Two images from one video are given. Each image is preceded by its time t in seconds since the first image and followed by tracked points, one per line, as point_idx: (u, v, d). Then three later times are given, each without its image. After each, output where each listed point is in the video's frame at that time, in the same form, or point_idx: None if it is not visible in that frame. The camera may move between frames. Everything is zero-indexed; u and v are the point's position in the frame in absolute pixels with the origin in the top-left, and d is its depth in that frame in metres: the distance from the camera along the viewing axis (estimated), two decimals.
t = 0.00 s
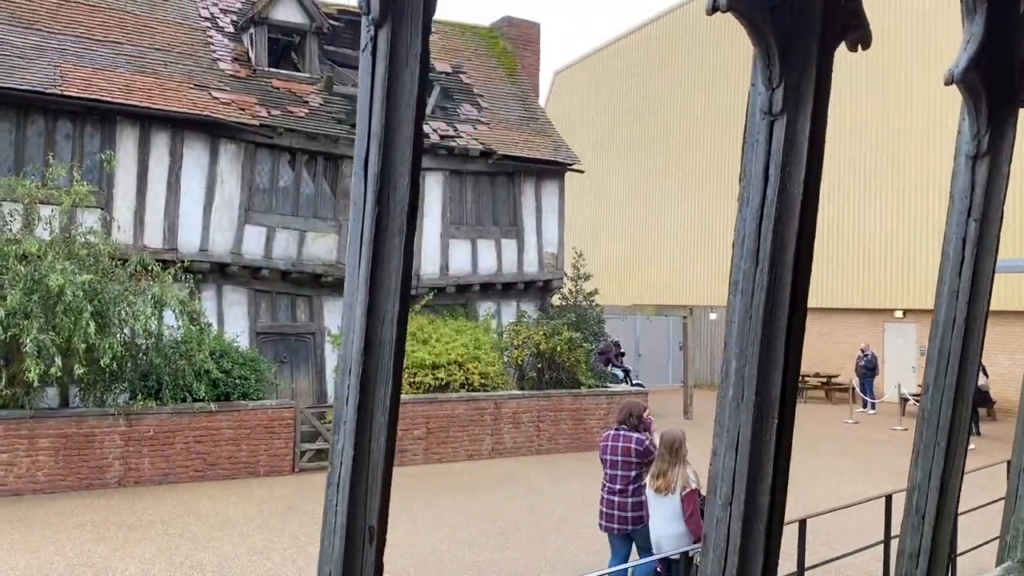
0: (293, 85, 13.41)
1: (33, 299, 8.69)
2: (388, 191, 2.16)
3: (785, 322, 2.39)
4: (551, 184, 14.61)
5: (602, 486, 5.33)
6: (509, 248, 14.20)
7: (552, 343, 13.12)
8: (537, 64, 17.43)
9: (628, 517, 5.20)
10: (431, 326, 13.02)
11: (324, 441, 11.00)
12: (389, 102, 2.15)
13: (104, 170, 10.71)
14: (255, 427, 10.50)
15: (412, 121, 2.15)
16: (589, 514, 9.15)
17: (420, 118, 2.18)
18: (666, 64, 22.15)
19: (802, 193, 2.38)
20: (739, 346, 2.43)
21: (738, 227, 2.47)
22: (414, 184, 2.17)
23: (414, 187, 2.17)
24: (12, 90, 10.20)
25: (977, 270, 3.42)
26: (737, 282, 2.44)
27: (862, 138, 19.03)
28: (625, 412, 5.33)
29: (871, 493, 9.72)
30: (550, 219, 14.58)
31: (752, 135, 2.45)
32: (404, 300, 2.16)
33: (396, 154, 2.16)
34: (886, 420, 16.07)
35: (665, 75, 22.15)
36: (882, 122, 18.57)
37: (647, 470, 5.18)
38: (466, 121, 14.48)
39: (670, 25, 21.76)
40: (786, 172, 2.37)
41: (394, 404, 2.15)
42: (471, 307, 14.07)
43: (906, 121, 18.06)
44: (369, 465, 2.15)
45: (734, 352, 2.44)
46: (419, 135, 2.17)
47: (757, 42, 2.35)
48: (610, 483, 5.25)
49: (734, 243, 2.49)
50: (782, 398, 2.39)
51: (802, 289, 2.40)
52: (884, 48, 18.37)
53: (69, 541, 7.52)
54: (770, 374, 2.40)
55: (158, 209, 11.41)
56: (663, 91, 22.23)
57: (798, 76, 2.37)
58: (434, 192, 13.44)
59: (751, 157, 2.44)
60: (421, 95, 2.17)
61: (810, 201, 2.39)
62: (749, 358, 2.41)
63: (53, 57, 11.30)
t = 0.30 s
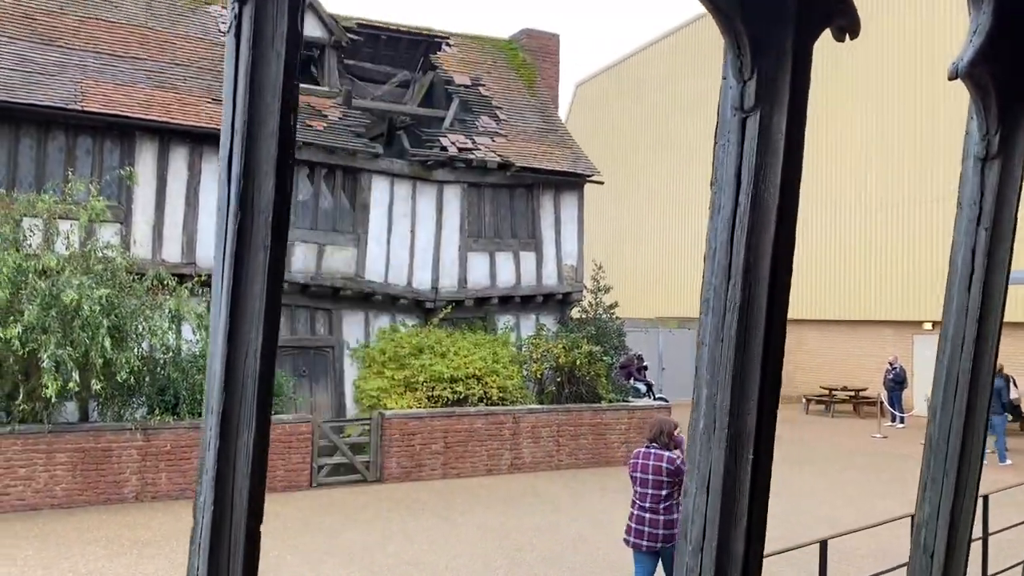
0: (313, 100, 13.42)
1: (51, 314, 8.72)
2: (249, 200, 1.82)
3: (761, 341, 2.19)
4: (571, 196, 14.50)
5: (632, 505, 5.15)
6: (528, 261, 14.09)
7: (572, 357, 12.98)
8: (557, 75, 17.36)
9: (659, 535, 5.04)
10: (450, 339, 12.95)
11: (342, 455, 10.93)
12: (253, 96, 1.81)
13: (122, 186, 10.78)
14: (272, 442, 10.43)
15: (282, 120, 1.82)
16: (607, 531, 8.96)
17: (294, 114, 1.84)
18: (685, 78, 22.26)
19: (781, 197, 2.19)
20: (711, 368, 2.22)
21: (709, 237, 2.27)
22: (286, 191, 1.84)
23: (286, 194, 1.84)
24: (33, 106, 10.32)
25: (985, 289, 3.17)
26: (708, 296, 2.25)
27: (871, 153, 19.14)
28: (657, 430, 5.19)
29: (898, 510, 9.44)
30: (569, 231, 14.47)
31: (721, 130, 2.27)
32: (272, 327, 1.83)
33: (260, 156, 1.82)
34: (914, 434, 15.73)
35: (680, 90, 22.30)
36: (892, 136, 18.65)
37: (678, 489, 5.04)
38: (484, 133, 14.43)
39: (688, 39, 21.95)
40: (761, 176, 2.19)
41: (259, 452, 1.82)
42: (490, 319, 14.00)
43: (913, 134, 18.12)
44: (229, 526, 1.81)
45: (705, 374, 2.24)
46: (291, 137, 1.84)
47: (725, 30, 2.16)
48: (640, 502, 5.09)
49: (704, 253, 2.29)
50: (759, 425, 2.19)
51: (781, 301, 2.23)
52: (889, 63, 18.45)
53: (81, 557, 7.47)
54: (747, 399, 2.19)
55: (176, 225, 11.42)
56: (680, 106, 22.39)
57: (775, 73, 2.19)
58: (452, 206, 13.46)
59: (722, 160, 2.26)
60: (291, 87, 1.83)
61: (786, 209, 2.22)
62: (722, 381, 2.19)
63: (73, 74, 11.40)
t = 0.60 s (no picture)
0: (345, 113, 13.50)
1: (86, 328, 8.78)
2: (141, 172, 1.57)
3: (780, 340, 2.04)
4: (603, 207, 14.40)
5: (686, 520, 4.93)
6: (560, 271, 13.95)
7: (605, 369, 12.81)
8: (589, 85, 17.29)
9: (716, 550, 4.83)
10: (482, 351, 12.88)
11: (374, 467, 10.87)
12: (142, 58, 1.58)
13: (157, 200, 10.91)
14: (305, 453, 10.41)
15: (183, 77, 1.58)
16: (641, 546, 8.76)
17: (197, 75, 1.62)
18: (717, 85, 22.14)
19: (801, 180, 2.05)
20: (725, 372, 2.10)
21: (723, 228, 2.16)
22: (187, 162, 1.60)
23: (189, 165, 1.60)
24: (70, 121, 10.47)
25: None
26: (721, 292, 2.13)
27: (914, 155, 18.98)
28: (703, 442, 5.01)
29: (945, 527, 9.12)
30: (602, 241, 14.34)
31: (735, 108, 2.15)
32: (165, 324, 1.56)
33: (153, 122, 1.58)
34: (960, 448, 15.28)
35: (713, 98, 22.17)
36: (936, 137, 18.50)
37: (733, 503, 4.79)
38: (516, 144, 14.37)
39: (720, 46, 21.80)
40: (778, 157, 2.06)
41: (153, 469, 1.55)
42: (522, 331, 13.88)
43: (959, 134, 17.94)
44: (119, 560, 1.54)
45: (717, 377, 2.13)
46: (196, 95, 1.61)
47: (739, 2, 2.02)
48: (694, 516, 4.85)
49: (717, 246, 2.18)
50: (779, 433, 2.04)
51: (806, 294, 2.07)
52: (935, 64, 18.28)
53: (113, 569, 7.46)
54: (765, 405, 2.05)
55: (210, 238, 11.52)
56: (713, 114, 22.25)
57: (793, 42, 2.04)
58: (483, 217, 13.38)
59: (734, 144, 2.14)
60: (188, 44, 1.59)
61: (809, 193, 2.07)
62: (736, 386, 2.07)
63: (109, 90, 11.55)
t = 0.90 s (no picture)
0: (385, 126, 13.59)
1: (130, 340, 8.90)
2: (41, 131, 1.37)
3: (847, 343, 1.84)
4: (644, 216, 14.25)
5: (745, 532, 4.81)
6: (601, 282, 13.82)
7: (647, 381, 12.62)
8: (629, 95, 17.19)
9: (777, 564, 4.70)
10: (522, 363, 12.80)
11: (415, 479, 10.84)
12: None
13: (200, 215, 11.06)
14: (347, 465, 10.42)
15: (99, 26, 1.40)
16: (686, 562, 8.57)
17: (114, 21, 1.45)
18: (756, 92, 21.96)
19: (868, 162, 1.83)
20: (780, 380, 1.89)
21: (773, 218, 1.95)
22: (104, 121, 1.41)
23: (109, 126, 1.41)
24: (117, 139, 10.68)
25: None
26: (774, 289, 1.93)
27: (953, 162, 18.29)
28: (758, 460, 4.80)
29: (1004, 543, 8.79)
30: (643, 251, 14.18)
31: (787, 79, 1.92)
32: (83, 294, 1.38)
33: (55, 72, 1.38)
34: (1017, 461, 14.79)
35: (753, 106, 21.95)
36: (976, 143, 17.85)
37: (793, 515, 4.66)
38: (555, 154, 14.32)
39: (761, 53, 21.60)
40: (839, 134, 1.84)
41: (68, 465, 1.37)
42: (562, 341, 13.80)
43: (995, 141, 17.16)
44: None
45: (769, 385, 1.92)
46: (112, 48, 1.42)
47: None
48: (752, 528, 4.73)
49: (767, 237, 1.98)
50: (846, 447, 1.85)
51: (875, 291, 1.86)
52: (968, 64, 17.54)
53: None
54: (828, 418, 1.85)
55: (253, 251, 11.62)
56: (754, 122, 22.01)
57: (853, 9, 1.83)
58: (522, 228, 13.33)
59: (786, 122, 1.92)
60: None
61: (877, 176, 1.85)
62: (795, 396, 1.86)
63: (155, 107, 11.77)
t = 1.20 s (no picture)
0: (429, 140, 13.61)
1: (178, 355, 8.98)
2: None
3: (948, 348, 1.92)
4: (691, 227, 14.03)
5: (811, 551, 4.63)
6: (647, 294, 13.61)
7: (696, 395, 12.34)
8: (674, 104, 16.99)
9: None
10: (568, 376, 12.65)
11: (460, 494, 10.76)
12: None
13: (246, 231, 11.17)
14: (392, 480, 10.37)
15: None
16: None
17: None
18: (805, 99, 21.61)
19: (971, 170, 1.92)
20: (870, 386, 1.99)
21: (857, 230, 2.04)
22: (3, 127, 1.70)
23: (10, 130, 1.71)
24: (166, 157, 10.85)
25: None
26: (858, 299, 2.02)
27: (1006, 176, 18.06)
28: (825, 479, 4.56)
29: None
30: (690, 262, 13.95)
31: (871, 90, 2.02)
32: None
33: None
34: None
35: (808, 113, 21.53)
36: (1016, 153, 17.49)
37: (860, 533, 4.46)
38: (600, 165, 14.18)
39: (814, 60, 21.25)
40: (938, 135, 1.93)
41: None
42: (608, 353, 13.63)
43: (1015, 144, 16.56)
44: None
45: (857, 390, 2.02)
46: (9, 60, 1.72)
47: None
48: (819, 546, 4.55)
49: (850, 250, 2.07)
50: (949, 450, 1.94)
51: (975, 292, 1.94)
52: None
53: None
54: (930, 421, 1.94)
55: (299, 266, 11.66)
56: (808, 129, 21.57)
57: (950, 18, 1.92)
58: (567, 240, 13.22)
59: (867, 139, 2.02)
60: None
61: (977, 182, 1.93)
62: (890, 400, 1.96)
63: (202, 124, 11.95)
